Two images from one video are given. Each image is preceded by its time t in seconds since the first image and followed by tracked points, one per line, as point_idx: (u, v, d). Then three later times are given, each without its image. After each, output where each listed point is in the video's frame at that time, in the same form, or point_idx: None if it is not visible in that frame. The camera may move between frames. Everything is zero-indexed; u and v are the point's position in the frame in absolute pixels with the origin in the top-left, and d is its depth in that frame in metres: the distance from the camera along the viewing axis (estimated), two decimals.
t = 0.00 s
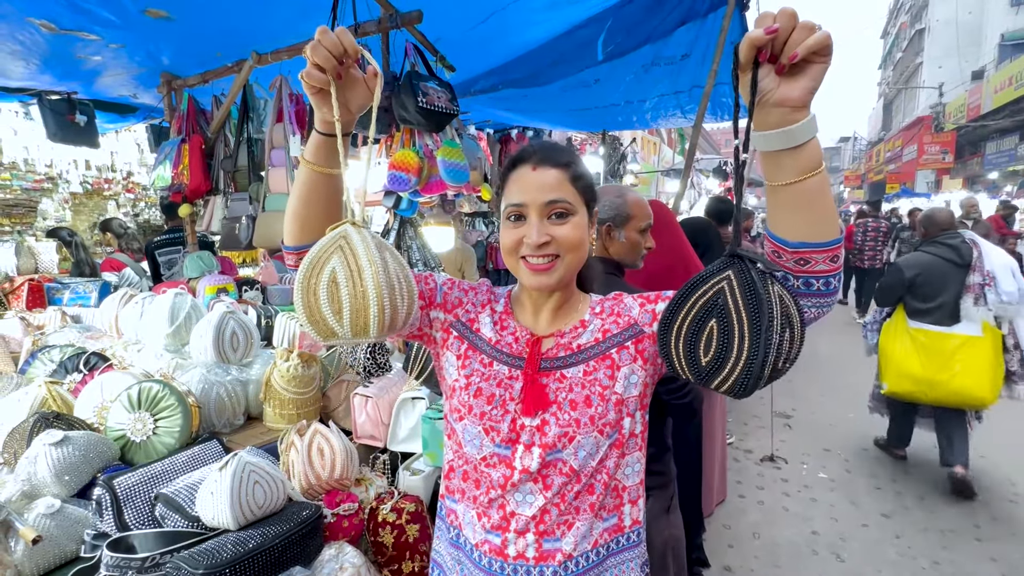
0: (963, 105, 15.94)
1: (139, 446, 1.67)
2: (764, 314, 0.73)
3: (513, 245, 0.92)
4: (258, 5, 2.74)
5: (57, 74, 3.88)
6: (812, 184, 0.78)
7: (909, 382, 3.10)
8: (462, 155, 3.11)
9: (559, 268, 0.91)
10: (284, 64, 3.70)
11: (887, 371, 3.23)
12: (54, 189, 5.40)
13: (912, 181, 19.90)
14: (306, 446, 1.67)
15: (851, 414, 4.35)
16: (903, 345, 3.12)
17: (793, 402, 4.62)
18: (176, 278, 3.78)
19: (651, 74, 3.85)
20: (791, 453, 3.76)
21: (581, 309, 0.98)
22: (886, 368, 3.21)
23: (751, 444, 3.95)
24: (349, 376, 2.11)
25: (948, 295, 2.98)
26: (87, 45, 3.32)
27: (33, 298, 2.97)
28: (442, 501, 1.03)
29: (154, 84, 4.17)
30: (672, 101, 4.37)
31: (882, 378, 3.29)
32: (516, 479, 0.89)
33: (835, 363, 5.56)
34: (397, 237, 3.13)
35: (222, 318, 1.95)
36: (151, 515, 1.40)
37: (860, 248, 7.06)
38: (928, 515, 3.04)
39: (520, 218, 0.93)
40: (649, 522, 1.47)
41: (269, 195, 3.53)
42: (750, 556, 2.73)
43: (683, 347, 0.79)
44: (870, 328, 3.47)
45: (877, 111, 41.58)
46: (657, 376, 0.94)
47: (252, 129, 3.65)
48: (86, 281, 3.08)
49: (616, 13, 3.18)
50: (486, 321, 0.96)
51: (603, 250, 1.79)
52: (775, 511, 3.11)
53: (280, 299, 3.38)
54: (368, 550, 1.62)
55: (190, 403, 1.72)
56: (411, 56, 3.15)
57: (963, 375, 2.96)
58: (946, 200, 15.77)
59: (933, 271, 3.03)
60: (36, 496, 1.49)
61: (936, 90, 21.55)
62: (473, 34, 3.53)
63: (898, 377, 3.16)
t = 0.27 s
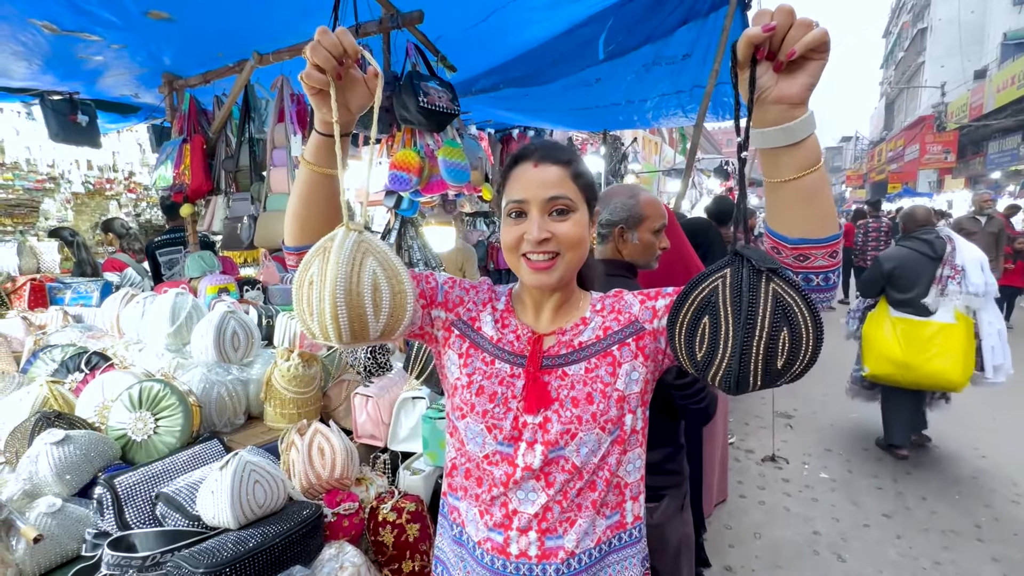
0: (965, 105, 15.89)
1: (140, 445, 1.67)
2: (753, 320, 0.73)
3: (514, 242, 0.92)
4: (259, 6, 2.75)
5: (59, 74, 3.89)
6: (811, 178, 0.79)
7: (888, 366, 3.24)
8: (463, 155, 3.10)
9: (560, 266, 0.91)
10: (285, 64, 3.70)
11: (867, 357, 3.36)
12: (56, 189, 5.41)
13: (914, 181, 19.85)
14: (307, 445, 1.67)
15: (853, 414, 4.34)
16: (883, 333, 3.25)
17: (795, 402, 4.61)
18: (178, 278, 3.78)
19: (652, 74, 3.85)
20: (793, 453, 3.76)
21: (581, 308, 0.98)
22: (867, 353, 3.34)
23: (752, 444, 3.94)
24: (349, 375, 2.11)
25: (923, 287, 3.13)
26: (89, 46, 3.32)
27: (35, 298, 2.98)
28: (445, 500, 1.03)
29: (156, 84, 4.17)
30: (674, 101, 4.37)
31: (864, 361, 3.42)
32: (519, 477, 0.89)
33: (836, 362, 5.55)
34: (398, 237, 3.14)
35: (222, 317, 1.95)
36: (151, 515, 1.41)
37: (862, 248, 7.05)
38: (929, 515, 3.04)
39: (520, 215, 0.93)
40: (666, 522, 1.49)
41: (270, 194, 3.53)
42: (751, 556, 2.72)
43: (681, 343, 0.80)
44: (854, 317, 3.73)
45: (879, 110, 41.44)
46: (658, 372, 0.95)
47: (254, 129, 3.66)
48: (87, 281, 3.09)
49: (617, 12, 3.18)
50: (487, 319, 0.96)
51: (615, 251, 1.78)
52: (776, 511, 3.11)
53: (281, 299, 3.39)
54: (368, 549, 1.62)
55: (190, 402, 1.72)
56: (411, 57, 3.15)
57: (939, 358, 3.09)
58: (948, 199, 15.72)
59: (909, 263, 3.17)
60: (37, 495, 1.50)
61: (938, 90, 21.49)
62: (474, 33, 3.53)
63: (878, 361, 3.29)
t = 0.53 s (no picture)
0: (966, 104, 15.86)
1: (141, 445, 1.68)
2: (715, 311, 0.75)
3: (510, 242, 0.92)
4: (259, 6, 2.75)
5: (60, 74, 3.90)
6: (800, 173, 0.79)
7: (869, 352, 3.51)
8: (464, 155, 3.10)
9: (554, 267, 0.91)
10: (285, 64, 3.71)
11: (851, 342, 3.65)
12: (57, 189, 5.41)
13: (915, 180, 19.82)
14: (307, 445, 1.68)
15: (853, 413, 4.35)
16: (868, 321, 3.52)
17: (795, 402, 4.62)
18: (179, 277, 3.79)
19: (653, 73, 3.85)
20: (793, 453, 3.76)
21: (576, 306, 0.98)
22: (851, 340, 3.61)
23: (752, 443, 3.95)
24: (350, 375, 2.11)
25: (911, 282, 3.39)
26: (89, 46, 3.33)
27: (37, 297, 2.98)
28: (447, 498, 1.03)
29: (157, 84, 4.18)
30: (674, 100, 4.37)
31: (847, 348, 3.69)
32: (521, 474, 0.90)
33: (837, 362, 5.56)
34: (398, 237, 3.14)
35: (223, 317, 1.95)
36: (153, 513, 1.42)
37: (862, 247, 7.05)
38: (929, 515, 3.04)
39: (517, 214, 0.93)
40: (681, 521, 1.54)
41: (271, 194, 3.53)
42: (751, 556, 2.73)
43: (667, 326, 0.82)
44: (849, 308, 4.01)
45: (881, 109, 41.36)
46: (654, 368, 0.96)
47: (255, 129, 3.67)
48: (88, 281, 3.09)
49: (617, 12, 3.18)
50: (484, 320, 0.96)
51: (632, 253, 1.81)
52: (776, 511, 3.11)
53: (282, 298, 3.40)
54: (369, 548, 1.63)
55: (191, 402, 1.73)
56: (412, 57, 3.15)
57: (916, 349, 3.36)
58: (950, 198, 15.69)
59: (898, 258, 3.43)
60: (40, 494, 1.50)
61: (940, 89, 21.45)
62: (474, 33, 3.54)
63: (859, 347, 3.57)
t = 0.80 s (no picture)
0: (970, 102, 15.79)
1: (144, 442, 1.68)
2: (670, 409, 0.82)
3: (512, 236, 0.91)
4: (261, 4, 2.76)
5: (63, 73, 3.91)
6: (775, 278, 0.79)
7: (868, 342, 3.84)
8: (466, 153, 3.12)
9: (554, 261, 0.91)
10: (287, 63, 3.72)
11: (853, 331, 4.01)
12: (61, 188, 5.42)
13: (918, 179, 19.74)
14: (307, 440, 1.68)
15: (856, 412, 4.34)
16: (868, 312, 3.86)
17: (797, 400, 4.61)
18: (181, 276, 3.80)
19: (655, 70, 3.85)
20: (795, 451, 3.76)
21: (575, 301, 0.97)
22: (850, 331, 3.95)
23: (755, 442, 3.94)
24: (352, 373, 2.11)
25: (904, 274, 3.72)
26: (92, 44, 3.34)
27: (40, 295, 3.00)
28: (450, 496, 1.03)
29: (159, 82, 4.19)
30: (677, 98, 4.36)
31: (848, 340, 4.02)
32: (526, 470, 0.90)
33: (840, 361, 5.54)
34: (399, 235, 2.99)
35: (226, 314, 1.96)
36: (155, 510, 1.43)
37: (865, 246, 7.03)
38: (933, 514, 3.03)
39: (518, 208, 0.93)
40: (691, 522, 1.55)
41: (273, 192, 3.54)
42: (753, 554, 2.73)
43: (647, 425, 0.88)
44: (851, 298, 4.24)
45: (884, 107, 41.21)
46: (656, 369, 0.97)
47: (257, 127, 3.68)
48: (92, 279, 3.11)
49: (619, 10, 3.18)
50: (481, 320, 0.95)
51: (651, 250, 1.79)
52: (778, 510, 3.11)
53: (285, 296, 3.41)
54: (370, 545, 1.63)
55: (194, 399, 1.73)
56: (414, 54, 3.14)
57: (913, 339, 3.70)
58: (954, 197, 15.62)
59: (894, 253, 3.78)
60: (43, 490, 1.51)
61: (944, 87, 21.35)
62: (476, 30, 3.53)
63: (859, 338, 3.90)
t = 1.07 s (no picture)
0: (977, 99, 15.68)
1: (149, 439, 1.69)
2: None
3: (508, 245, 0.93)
4: (264, 3, 2.76)
5: (68, 72, 3.93)
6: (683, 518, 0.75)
7: (865, 337, 3.90)
8: (468, 151, 3.11)
9: (550, 268, 0.90)
10: (291, 61, 3.72)
11: (853, 327, 4.06)
12: (66, 186, 5.45)
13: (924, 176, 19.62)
14: (312, 437, 1.69)
15: (861, 411, 4.33)
16: (867, 308, 3.91)
17: (801, 399, 4.59)
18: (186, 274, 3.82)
19: (658, 68, 3.84)
20: (799, 451, 3.75)
21: (607, 310, 0.91)
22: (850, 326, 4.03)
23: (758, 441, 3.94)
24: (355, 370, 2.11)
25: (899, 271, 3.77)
26: (97, 43, 3.35)
27: (46, 293, 3.01)
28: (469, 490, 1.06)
29: (163, 81, 4.20)
30: (680, 96, 4.35)
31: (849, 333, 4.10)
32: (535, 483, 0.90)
33: (844, 359, 5.53)
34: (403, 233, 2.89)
35: (229, 313, 1.96)
36: (160, 506, 1.44)
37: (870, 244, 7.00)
38: (937, 513, 3.02)
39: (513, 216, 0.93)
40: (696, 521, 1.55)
41: (277, 190, 3.55)
42: (757, 553, 2.72)
43: None
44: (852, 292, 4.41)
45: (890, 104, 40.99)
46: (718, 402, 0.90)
47: (260, 125, 3.69)
48: (97, 277, 3.12)
49: (622, 7, 3.17)
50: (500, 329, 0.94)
51: (663, 248, 1.78)
52: (782, 509, 3.10)
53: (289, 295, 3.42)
54: (374, 543, 1.65)
55: (198, 396, 1.74)
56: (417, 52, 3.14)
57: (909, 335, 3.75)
58: (960, 195, 15.52)
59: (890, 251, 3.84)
60: (50, 487, 1.53)
61: (950, 83, 21.22)
62: (479, 28, 3.53)
63: (857, 332, 3.97)
